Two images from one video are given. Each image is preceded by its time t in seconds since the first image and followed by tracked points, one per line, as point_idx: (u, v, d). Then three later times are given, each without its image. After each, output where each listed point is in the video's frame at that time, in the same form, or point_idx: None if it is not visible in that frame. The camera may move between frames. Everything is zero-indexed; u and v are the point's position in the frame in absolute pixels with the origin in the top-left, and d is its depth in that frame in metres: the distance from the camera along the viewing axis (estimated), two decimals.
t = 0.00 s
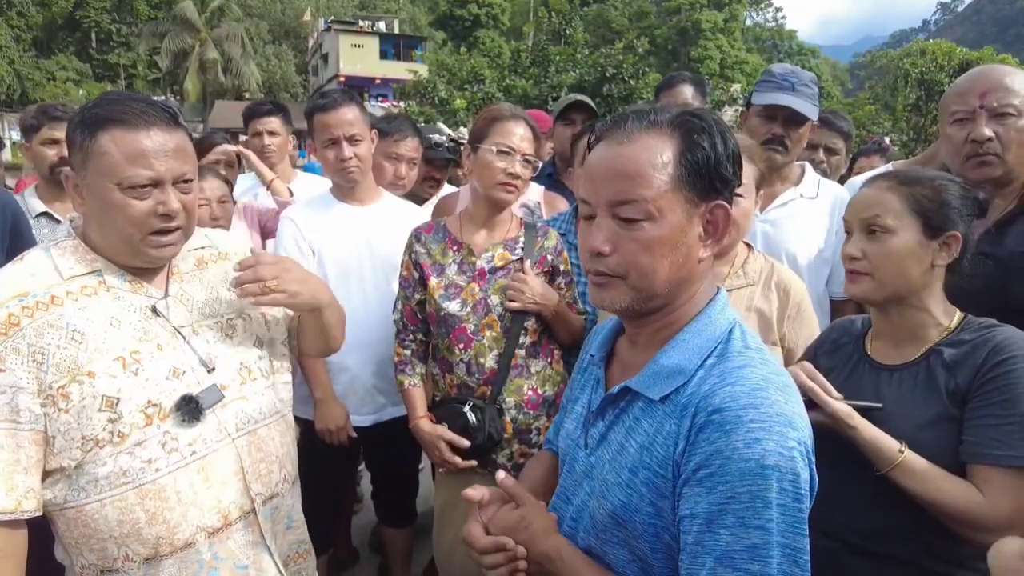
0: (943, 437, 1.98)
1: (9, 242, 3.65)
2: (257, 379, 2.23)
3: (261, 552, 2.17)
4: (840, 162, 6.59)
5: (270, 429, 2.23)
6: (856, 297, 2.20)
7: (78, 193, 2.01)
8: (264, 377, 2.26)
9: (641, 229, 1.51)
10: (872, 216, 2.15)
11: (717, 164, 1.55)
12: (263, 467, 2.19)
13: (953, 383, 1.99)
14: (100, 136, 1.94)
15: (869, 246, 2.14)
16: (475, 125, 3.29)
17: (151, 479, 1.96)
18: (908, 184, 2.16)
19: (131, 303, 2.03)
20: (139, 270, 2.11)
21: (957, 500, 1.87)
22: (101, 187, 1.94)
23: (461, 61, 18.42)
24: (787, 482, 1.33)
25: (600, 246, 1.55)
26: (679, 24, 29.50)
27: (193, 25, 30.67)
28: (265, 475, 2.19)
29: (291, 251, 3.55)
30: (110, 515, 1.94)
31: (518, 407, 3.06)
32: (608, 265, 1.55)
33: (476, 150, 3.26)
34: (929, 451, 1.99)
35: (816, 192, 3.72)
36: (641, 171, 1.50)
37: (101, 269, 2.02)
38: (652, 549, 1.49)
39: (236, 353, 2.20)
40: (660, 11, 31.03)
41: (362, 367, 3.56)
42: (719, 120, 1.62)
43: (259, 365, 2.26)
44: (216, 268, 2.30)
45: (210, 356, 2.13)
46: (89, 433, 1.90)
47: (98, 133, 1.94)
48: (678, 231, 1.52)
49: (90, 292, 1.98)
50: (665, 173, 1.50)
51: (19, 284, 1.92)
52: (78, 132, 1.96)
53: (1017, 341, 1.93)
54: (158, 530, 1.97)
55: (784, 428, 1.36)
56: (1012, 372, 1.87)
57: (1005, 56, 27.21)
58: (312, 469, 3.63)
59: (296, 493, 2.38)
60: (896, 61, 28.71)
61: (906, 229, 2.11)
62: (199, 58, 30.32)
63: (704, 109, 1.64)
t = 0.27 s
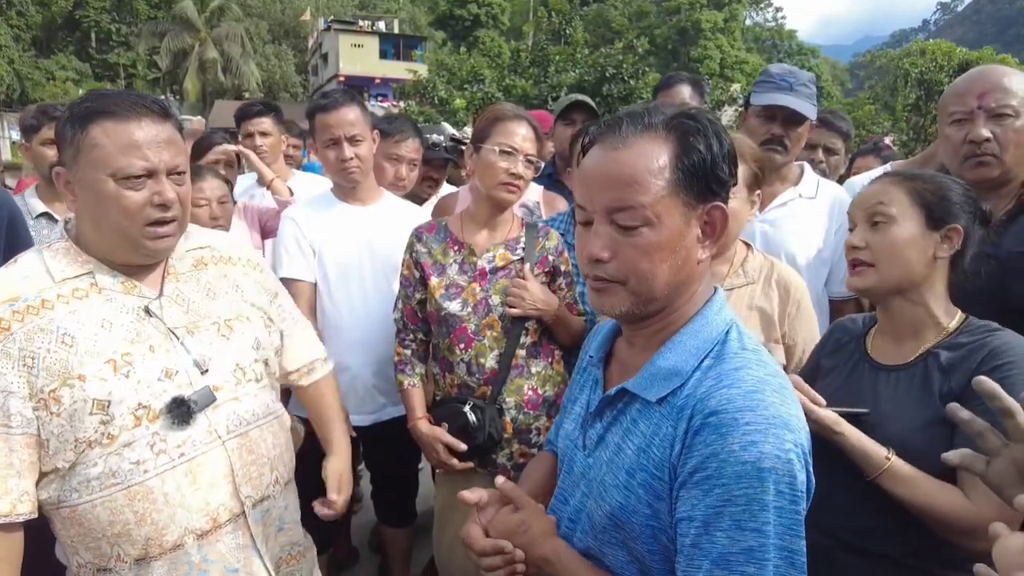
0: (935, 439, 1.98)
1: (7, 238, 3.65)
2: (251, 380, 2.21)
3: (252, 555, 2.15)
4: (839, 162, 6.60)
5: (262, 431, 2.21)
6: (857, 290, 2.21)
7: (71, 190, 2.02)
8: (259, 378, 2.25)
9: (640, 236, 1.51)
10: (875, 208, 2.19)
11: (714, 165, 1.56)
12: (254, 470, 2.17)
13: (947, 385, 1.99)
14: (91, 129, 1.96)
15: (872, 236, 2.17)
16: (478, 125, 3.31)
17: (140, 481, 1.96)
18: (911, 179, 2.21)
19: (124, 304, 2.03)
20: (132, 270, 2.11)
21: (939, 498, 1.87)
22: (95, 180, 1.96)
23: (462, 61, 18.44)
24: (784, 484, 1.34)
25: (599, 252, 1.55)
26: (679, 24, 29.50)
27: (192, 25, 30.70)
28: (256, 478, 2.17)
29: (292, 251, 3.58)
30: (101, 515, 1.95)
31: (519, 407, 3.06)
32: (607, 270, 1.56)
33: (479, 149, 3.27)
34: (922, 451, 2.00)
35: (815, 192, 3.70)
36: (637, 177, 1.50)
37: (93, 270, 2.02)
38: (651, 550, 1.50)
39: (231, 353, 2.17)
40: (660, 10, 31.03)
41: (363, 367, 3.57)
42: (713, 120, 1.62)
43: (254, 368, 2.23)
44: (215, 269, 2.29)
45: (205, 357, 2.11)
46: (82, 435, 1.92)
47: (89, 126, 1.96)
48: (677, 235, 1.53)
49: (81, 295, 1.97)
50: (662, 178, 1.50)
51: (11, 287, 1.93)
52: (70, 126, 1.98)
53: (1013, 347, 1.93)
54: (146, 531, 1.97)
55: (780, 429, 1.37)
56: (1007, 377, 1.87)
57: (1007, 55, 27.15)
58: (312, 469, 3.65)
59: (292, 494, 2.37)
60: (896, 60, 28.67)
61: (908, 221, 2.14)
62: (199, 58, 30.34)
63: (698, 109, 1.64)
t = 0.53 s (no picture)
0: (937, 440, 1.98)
1: (4, 235, 3.65)
2: (255, 384, 2.21)
3: (250, 558, 2.14)
4: (837, 162, 6.60)
5: (265, 434, 2.21)
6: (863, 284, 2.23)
7: (87, 188, 2.02)
8: (262, 382, 2.24)
9: (643, 239, 1.51)
10: (885, 207, 2.21)
11: (716, 166, 1.56)
12: (255, 473, 2.16)
13: (944, 379, 2.00)
14: (113, 127, 1.98)
15: (881, 233, 2.18)
16: (479, 125, 3.29)
17: (140, 482, 1.96)
18: (916, 179, 2.24)
19: (130, 307, 2.03)
20: (139, 270, 2.11)
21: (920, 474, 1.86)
22: (115, 178, 1.97)
23: (461, 61, 18.43)
24: (797, 492, 1.34)
25: (600, 256, 1.55)
26: (679, 24, 29.50)
27: (192, 25, 30.69)
28: (256, 481, 2.16)
29: (293, 250, 3.58)
30: (103, 515, 1.95)
31: (520, 407, 3.07)
32: (609, 273, 1.56)
33: (481, 150, 3.25)
34: (920, 447, 2.00)
35: (815, 192, 3.69)
36: (640, 179, 1.50)
37: (101, 272, 2.03)
38: (654, 555, 1.49)
39: (235, 358, 2.17)
40: (660, 10, 31.03)
41: (364, 367, 3.57)
42: (714, 120, 1.62)
43: (257, 372, 2.23)
44: (223, 271, 2.28)
45: (208, 361, 2.11)
46: (84, 437, 1.92)
47: (112, 124, 1.98)
48: (680, 238, 1.53)
49: (88, 297, 1.98)
50: (665, 180, 1.50)
51: (18, 289, 1.94)
52: (91, 125, 2.00)
53: (1015, 346, 1.92)
54: (146, 532, 1.97)
55: (791, 437, 1.36)
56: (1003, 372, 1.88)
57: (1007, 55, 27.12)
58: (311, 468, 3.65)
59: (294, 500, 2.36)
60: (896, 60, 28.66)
61: (918, 218, 2.15)
62: (198, 58, 30.32)
63: (699, 109, 1.64)
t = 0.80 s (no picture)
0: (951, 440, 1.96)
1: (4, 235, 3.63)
2: (268, 384, 2.17)
3: (256, 562, 2.09)
4: (834, 161, 6.61)
5: (277, 436, 2.15)
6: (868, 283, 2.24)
7: (111, 182, 2.04)
8: (276, 383, 2.19)
9: (608, 229, 1.56)
10: (889, 208, 2.22)
11: (694, 167, 1.50)
12: (264, 475, 2.11)
13: (944, 378, 2.04)
14: (141, 123, 2.00)
15: (885, 234, 2.19)
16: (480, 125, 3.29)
17: (147, 478, 1.94)
18: (925, 180, 2.23)
19: (144, 302, 2.03)
20: (157, 267, 2.11)
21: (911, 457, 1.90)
22: (138, 172, 1.98)
23: (461, 61, 18.43)
24: (801, 502, 1.36)
25: (579, 243, 1.62)
26: (678, 24, 29.51)
27: (191, 24, 30.68)
28: (264, 483, 2.11)
29: (295, 248, 3.57)
30: (113, 509, 1.95)
31: (520, 407, 3.07)
32: (585, 262, 1.62)
33: (481, 150, 3.25)
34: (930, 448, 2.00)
35: (813, 192, 3.70)
36: (609, 174, 1.54)
37: (118, 267, 2.04)
38: (656, 559, 1.49)
39: (247, 357, 2.13)
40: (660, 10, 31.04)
41: (365, 367, 3.56)
42: (713, 119, 1.56)
43: (271, 373, 2.18)
44: (240, 270, 2.25)
45: (220, 360, 2.08)
46: (95, 430, 1.91)
47: (139, 121, 2.00)
48: (646, 234, 1.53)
49: (103, 291, 1.99)
50: (631, 176, 1.52)
51: (38, 281, 1.95)
52: (119, 121, 2.01)
53: (1015, 347, 1.97)
54: (153, 528, 1.95)
55: (799, 447, 1.37)
56: (1003, 372, 1.93)
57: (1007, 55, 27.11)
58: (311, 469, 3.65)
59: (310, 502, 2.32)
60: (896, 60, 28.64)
61: (919, 218, 2.15)
62: (198, 57, 30.30)
63: (701, 106, 1.59)
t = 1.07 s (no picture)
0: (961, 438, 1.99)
1: (4, 235, 3.66)
2: (298, 382, 2.17)
3: (277, 559, 2.10)
4: (832, 160, 6.64)
5: (304, 434, 2.16)
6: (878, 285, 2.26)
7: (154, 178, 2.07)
8: (305, 382, 2.19)
9: (612, 222, 1.59)
10: (899, 209, 2.23)
11: (695, 160, 1.51)
12: (289, 473, 2.11)
13: (954, 377, 2.07)
14: (184, 120, 2.02)
15: (893, 236, 2.21)
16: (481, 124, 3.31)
17: (175, 470, 1.97)
18: (939, 181, 2.22)
19: (181, 297, 2.05)
20: (196, 263, 2.14)
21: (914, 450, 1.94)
22: (180, 168, 2.00)
23: (460, 61, 18.44)
24: (798, 505, 1.38)
25: (588, 238, 1.66)
26: (678, 24, 29.52)
27: (191, 24, 30.67)
28: (290, 481, 2.11)
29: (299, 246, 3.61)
30: (142, 500, 1.98)
31: (521, 407, 3.10)
32: (592, 257, 1.67)
33: (483, 149, 3.27)
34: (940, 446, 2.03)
35: (813, 191, 3.73)
36: (616, 168, 1.58)
37: (157, 262, 2.07)
38: (656, 557, 1.53)
39: (279, 355, 2.14)
40: (660, 10, 31.06)
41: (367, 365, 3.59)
42: (721, 114, 1.56)
43: (301, 371, 2.19)
44: (277, 269, 2.25)
45: (251, 356, 2.09)
46: (127, 420, 1.94)
47: (183, 118, 2.02)
48: (648, 228, 1.55)
49: (142, 284, 2.01)
50: (634, 169, 1.56)
51: (81, 272, 1.98)
52: (164, 118, 2.04)
53: None
54: (179, 521, 1.98)
55: (799, 449, 1.39)
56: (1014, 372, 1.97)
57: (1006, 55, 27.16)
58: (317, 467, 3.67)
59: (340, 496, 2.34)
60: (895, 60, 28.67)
61: (929, 221, 2.16)
62: (198, 57, 30.30)
63: (711, 103, 1.60)
